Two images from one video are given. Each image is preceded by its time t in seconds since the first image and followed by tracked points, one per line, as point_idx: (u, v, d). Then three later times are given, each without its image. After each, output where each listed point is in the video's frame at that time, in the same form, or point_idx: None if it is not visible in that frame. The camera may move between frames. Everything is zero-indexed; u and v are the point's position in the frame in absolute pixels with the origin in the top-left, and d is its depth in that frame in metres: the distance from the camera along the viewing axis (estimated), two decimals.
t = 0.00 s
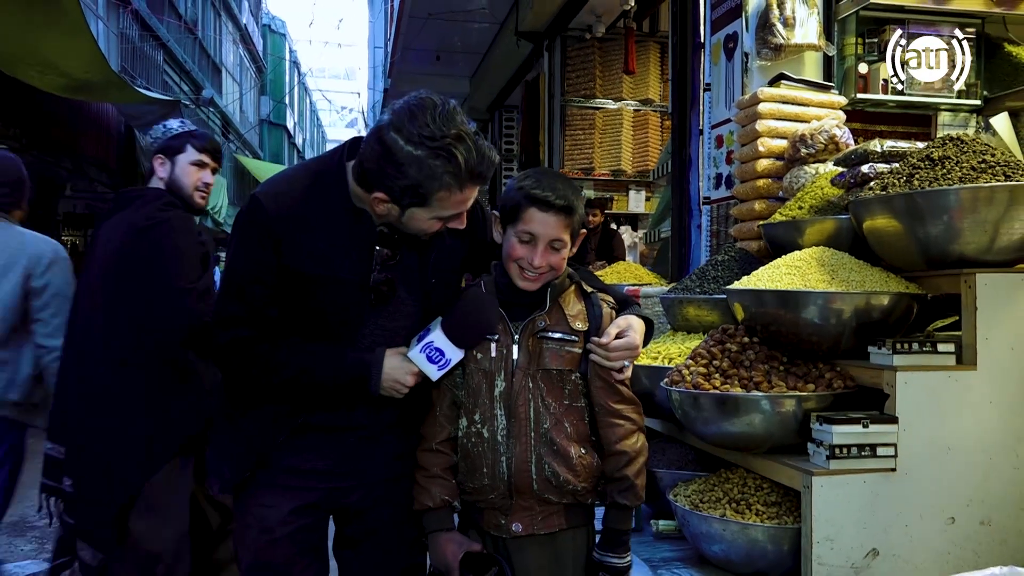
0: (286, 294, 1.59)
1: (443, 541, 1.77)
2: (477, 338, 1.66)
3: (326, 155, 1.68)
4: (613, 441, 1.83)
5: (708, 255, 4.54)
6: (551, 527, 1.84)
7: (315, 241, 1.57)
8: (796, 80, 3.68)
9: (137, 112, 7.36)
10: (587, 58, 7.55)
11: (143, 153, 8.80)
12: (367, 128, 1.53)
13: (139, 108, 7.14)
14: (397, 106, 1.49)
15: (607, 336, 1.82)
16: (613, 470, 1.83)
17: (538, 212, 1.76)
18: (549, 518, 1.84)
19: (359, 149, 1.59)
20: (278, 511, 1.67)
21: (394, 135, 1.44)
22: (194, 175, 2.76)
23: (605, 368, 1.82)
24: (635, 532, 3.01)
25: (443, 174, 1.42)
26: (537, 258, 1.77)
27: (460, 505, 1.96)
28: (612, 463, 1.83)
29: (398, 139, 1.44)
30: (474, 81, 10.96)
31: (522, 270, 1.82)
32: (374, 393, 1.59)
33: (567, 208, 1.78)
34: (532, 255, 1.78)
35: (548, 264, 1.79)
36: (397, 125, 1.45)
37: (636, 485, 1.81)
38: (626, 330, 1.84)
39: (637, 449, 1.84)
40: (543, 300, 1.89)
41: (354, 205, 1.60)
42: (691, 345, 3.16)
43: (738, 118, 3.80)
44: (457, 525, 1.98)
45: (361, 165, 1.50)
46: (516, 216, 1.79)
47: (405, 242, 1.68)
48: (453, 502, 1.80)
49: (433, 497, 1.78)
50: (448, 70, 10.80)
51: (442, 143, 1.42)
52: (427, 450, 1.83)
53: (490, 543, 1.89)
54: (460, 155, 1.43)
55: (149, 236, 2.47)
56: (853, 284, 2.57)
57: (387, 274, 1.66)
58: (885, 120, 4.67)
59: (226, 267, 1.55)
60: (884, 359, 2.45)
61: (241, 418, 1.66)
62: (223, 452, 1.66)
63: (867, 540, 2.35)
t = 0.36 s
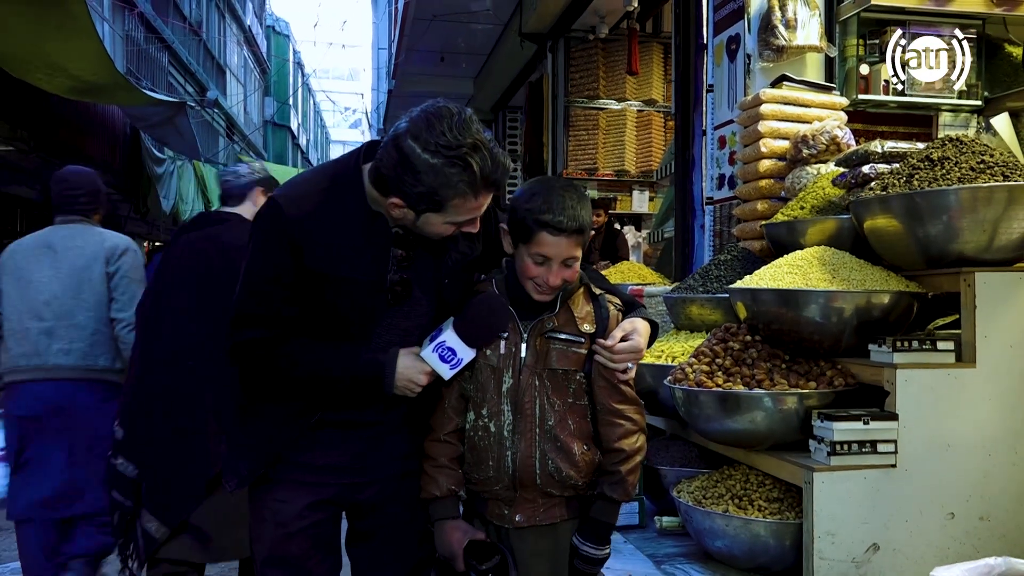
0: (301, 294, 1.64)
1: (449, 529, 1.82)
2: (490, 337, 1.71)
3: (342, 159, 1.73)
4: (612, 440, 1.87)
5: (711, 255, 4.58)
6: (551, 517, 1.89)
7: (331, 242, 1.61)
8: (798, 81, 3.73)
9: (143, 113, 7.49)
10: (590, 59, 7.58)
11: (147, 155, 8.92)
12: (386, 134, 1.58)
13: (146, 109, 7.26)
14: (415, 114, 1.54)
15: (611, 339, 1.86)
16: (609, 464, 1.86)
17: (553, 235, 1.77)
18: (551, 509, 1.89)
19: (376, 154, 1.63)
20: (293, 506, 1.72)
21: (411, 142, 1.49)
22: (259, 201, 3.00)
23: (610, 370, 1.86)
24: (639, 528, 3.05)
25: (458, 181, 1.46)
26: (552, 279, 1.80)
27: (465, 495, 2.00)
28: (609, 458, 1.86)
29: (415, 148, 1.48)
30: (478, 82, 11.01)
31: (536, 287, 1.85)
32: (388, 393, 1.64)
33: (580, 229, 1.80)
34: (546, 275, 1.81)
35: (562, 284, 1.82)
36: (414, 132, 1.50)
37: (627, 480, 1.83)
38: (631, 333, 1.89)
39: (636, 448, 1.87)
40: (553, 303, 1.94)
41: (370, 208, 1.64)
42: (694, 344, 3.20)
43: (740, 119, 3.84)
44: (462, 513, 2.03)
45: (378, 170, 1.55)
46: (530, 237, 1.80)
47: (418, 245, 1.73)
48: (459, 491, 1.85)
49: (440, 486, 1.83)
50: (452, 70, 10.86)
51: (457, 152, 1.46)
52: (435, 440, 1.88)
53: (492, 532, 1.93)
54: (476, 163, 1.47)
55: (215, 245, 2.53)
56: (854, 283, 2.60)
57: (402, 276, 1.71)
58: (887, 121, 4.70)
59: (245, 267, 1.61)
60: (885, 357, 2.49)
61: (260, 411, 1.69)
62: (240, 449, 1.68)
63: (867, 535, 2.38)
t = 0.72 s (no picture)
0: (316, 296, 1.69)
1: (462, 525, 1.86)
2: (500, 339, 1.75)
3: (355, 163, 1.78)
4: (612, 435, 1.93)
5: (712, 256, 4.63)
6: (561, 509, 1.95)
7: (346, 245, 1.67)
8: (798, 85, 3.78)
9: (147, 114, 7.63)
10: (592, 62, 7.65)
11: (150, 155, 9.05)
12: (399, 141, 1.63)
13: (150, 110, 7.39)
14: (429, 122, 1.59)
15: (615, 338, 1.92)
16: (611, 459, 1.92)
17: (549, 248, 1.80)
18: (560, 502, 1.95)
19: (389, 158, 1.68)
20: (304, 502, 1.77)
21: (426, 150, 1.54)
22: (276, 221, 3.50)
23: (613, 367, 1.91)
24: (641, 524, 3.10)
25: (470, 190, 1.52)
26: (557, 289, 1.85)
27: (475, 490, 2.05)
28: (613, 452, 1.92)
29: (430, 156, 1.53)
30: (481, 83, 11.08)
31: (544, 297, 1.90)
32: (398, 393, 1.69)
33: (573, 235, 1.82)
34: (550, 285, 1.85)
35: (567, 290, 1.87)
36: (428, 141, 1.55)
37: (632, 473, 1.91)
38: (632, 332, 1.95)
39: (634, 442, 1.94)
40: (559, 306, 1.98)
41: (382, 214, 1.70)
42: (695, 344, 3.26)
43: (741, 122, 3.89)
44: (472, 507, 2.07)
45: (391, 174, 1.60)
46: (528, 252, 1.84)
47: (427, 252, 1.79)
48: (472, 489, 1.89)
49: (454, 483, 1.87)
50: (455, 72, 10.93)
51: (469, 161, 1.52)
52: (447, 438, 1.91)
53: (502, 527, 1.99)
54: (487, 173, 1.53)
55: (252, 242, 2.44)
56: (852, 284, 2.65)
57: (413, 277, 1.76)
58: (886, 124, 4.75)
59: (260, 269, 1.66)
60: (882, 357, 2.54)
61: (267, 412, 1.75)
62: (254, 446, 1.74)
63: (865, 531, 2.44)
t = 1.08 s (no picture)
0: (331, 294, 1.76)
1: (468, 513, 1.93)
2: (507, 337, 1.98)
3: (370, 167, 1.86)
4: (616, 428, 2.04)
5: (711, 257, 4.72)
6: (561, 499, 2.02)
7: (361, 247, 1.74)
8: (797, 92, 3.86)
9: (153, 110, 7.76)
10: (596, 64, 7.74)
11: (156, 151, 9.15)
12: (419, 145, 1.71)
13: (157, 106, 7.50)
14: (450, 129, 1.68)
15: (615, 338, 2.00)
16: (617, 452, 2.04)
17: (539, 249, 1.89)
18: (561, 491, 2.03)
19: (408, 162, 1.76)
20: (313, 490, 1.84)
21: (444, 154, 1.62)
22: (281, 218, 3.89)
23: (612, 365, 2.01)
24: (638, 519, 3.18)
25: (483, 195, 1.60)
26: (551, 289, 1.93)
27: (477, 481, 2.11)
28: (615, 445, 2.04)
29: (447, 160, 1.61)
30: (486, 83, 11.16)
31: (542, 297, 1.98)
32: (406, 390, 1.76)
33: (559, 237, 1.89)
34: (543, 285, 1.94)
35: (562, 289, 1.95)
36: (448, 146, 1.63)
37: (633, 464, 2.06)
38: (632, 332, 2.04)
39: (635, 434, 2.06)
40: (564, 305, 2.05)
41: (397, 217, 1.77)
42: (693, 344, 3.33)
43: (742, 127, 3.98)
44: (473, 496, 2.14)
45: (409, 176, 1.68)
46: (521, 254, 1.93)
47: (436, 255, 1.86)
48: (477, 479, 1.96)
49: (459, 474, 1.94)
50: (460, 72, 11.01)
51: (485, 168, 1.60)
52: (453, 430, 1.98)
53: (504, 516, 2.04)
54: (501, 181, 1.61)
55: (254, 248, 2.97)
56: (846, 286, 2.73)
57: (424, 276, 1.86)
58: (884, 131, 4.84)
59: (277, 268, 1.74)
60: (875, 358, 2.62)
61: (281, 406, 1.82)
62: (265, 437, 1.82)
63: (856, 526, 2.51)
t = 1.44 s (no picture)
0: (345, 283, 1.84)
1: (458, 490, 2.01)
2: (490, 298, 1.85)
3: (386, 161, 1.93)
4: (604, 420, 2.10)
5: (711, 250, 4.78)
6: (549, 480, 2.08)
7: (375, 236, 1.81)
8: (797, 88, 3.96)
9: (159, 104, 7.85)
10: (600, 58, 7.74)
11: (162, 144, 9.22)
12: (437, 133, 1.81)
13: (164, 99, 7.57)
14: (467, 117, 1.78)
15: (618, 328, 2.10)
16: (598, 439, 2.09)
17: (542, 201, 2.12)
18: (549, 473, 2.09)
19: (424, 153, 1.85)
20: (326, 475, 1.90)
21: (463, 137, 1.72)
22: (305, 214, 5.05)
23: (611, 355, 2.09)
24: (638, 507, 3.24)
25: (499, 176, 1.69)
26: (546, 239, 2.10)
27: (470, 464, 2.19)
28: (602, 435, 2.09)
29: (466, 141, 1.71)
30: (489, 77, 11.20)
31: (539, 256, 2.13)
32: (417, 376, 1.84)
33: (563, 192, 2.12)
34: (540, 238, 2.11)
35: (558, 244, 2.10)
36: (466, 131, 1.73)
37: (620, 454, 2.09)
38: (632, 324, 2.13)
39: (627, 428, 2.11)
40: (562, 295, 2.16)
41: (413, 208, 1.85)
42: (692, 335, 3.40)
43: (742, 122, 4.04)
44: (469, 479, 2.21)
45: (427, 162, 1.77)
46: (527, 209, 2.15)
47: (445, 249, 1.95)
48: (468, 457, 2.04)
49: (452, 452, 2.02)
50: (464, 67, 11.05)
51: (501, 149, 1.70)
52: (448, 411, 2.07)
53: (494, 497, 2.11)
54: (516, 165, 1.71)
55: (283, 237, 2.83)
56: (842, 279, 2.80)
57: (440, 264, 1.94)
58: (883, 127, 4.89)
59: (294, 256, 1.81)
60: (869, 349, 2.69)
61: (296, 394, 1.89)
62: (277, 424, 1.89)
63: (849, 512, 2.58)
